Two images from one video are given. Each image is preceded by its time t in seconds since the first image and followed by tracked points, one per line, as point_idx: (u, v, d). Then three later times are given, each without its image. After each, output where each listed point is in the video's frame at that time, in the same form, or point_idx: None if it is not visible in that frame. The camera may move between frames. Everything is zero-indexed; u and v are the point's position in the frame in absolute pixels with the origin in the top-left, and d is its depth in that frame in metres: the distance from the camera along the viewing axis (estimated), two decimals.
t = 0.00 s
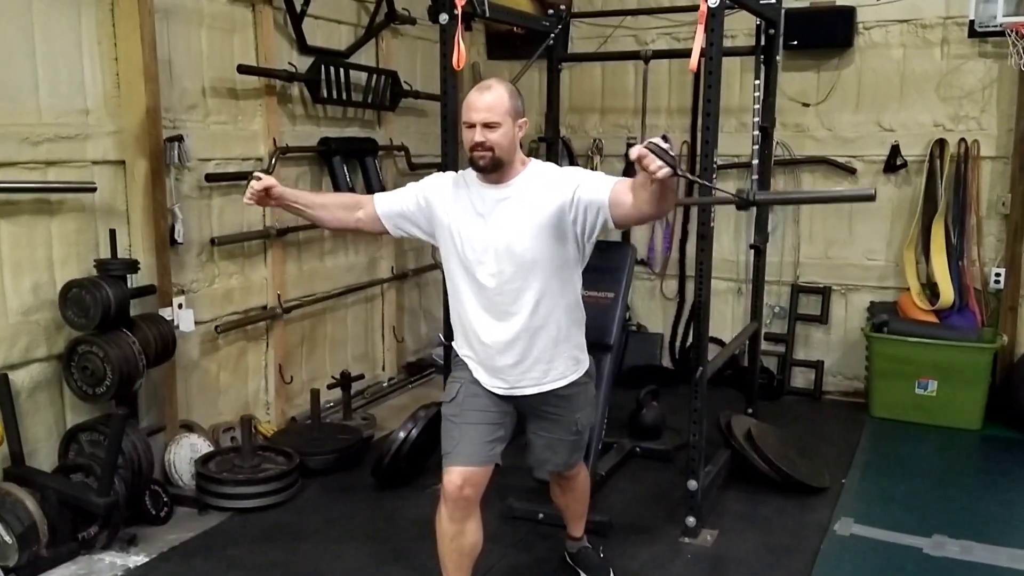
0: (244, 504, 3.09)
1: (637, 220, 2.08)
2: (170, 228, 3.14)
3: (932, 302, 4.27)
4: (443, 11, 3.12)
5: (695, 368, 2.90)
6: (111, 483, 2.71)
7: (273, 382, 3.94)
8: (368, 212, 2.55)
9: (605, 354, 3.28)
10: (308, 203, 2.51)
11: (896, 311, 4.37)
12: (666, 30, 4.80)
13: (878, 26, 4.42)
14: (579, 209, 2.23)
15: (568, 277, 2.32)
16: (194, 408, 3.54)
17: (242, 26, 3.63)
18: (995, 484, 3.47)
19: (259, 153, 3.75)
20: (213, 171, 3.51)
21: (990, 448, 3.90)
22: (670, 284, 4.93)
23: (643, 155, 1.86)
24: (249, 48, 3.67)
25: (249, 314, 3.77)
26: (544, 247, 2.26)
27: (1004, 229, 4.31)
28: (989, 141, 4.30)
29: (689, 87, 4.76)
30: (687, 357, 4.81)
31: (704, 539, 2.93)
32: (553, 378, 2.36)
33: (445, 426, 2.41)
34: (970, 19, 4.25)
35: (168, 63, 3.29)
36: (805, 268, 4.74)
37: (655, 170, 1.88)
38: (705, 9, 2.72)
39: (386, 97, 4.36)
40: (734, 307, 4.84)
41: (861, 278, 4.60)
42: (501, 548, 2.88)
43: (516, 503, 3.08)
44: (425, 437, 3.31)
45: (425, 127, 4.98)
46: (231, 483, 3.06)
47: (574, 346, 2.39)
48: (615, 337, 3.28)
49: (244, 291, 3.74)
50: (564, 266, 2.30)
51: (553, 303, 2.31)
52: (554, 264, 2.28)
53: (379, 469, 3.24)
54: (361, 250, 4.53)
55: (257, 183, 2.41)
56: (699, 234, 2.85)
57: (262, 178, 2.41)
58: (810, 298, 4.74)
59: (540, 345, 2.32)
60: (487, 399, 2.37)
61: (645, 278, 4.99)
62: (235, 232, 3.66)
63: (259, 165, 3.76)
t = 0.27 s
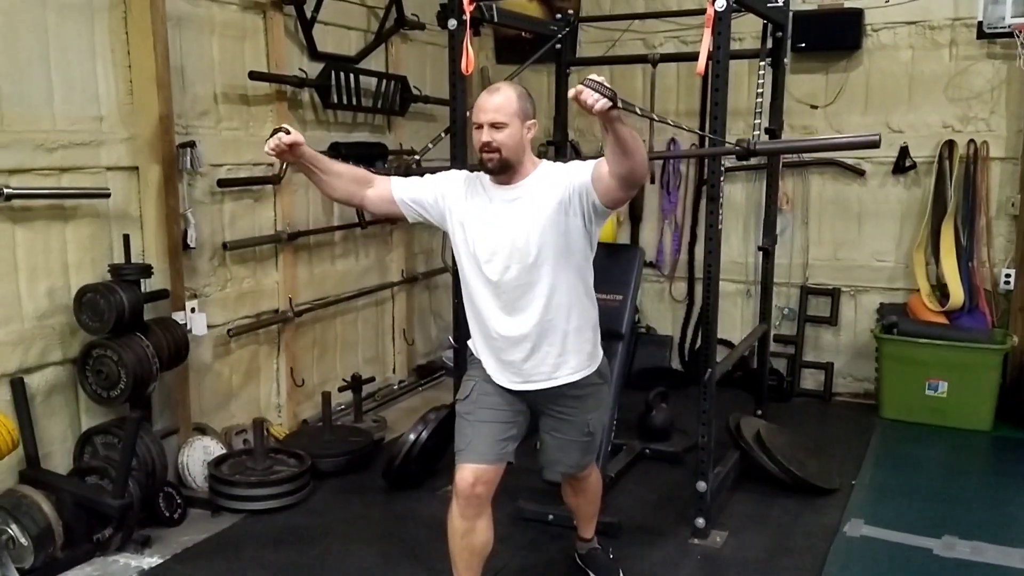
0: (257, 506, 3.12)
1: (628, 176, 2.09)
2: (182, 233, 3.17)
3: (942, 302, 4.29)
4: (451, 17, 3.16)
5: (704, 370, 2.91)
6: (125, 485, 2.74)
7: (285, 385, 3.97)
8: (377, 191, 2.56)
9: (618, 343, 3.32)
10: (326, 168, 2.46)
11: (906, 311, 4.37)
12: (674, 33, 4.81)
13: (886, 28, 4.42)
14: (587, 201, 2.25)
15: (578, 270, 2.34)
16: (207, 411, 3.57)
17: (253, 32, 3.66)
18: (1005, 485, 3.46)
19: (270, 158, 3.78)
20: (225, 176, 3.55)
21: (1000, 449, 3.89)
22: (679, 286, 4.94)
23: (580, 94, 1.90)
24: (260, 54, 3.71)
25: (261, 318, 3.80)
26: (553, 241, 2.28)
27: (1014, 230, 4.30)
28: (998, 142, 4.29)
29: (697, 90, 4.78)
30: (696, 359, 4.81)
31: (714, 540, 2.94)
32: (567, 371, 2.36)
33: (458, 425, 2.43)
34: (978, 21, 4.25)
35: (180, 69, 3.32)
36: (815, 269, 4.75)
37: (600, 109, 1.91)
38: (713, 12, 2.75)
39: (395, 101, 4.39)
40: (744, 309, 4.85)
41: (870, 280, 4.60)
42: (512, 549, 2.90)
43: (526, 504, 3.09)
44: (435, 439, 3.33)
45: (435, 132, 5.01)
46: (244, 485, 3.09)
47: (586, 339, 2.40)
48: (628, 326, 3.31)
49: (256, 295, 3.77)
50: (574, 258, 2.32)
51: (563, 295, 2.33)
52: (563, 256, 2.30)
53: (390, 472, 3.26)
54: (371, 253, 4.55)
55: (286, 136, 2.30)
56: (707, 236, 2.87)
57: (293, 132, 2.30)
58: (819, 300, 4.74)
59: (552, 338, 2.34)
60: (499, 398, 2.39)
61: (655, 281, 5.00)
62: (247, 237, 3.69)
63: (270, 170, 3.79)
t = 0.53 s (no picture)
0: (267, 508, 3.14)
1: (653, 200, 2.12)
2: (194, 236, 3.19)
3: (950, 304, 4.28)
4: (459, 22, 3.18)
5: (712, 373, 2.92)
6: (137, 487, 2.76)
7: (294, 387, 3.99)
8: (387, 200, 2.55)
9: (625, 354, 3.32)
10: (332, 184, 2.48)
11: (914, 313, 4.36)
12: (681, 37, 4.83)
13: (893, 30, 4.43)
14: (597, 208, 2.26)
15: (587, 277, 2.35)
16: (217, 414, 3.59)
17: (262, 38, 3.69)
18: (1015, 487, 3.46)
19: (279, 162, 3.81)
20: (235, 180, 3.57)
21: (1009, 451, 3.89)
22: (687, 289, 4.95)
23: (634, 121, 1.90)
24: (270, 59, 3.73)
25: (270, 321, 3.82)
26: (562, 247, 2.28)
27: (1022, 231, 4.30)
28: (1005, 144, 4.30)
29: (704, 93, 4.79)
30: (704, 361, 4.82)
31: (722, 542, 2.95)
32: (572, 376, 2.39)
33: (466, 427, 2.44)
34: (985, 23, 4.25)
35: (191, 74, 3.35)
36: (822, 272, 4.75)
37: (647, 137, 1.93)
38: (719, 15, 2.75)
39: (403, 105, 4.41)
40: (752, 311, 4.85)
41: (878, 282, 4.60)
42: (521, 550, 2.91)
43: (536, 506, 3.11)
44: (444, 441, 3.35)
45: (442, 135, 5.03)
46: (254, 487, 3.11)
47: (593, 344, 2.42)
48: (634, 337, 3.31)
49: (265, 298, 3.79)
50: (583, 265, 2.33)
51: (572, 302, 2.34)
52: (573, 264, 2.30)
53: (399, 473, 3.28)
54: (380, 256, 4.57)
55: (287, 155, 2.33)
56: (715, 236, 2.87)
57: (295, 151, 2.33)
58: (827, 302, 4.74)
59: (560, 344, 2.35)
60: (508, 400, 2.40)
61: (662, 284, 5.01)
62: (257, 241, 3.72)
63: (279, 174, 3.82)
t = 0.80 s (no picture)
0: (274, 510, 3.15)
1: (690, 221, 2.17)
2: (201, 238, 3.20)
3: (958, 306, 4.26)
4: (466, 24, 3.19)
5: (720, 375, 2.91)
6: (146, 488, 2.77)
7: (302, 389, 4.00)
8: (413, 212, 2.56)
9: (629, 366, 3.30)
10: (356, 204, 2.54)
11: (922, 315, 4.35)
12: (688, 39, 4.83)
13: (900, 32, 4.42)
14: (618, 215, 2.28)
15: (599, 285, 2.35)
16: (225, 416, 3.60)
17: (270, 40, 3.70)
18: None
19: (287, 165, 3.82)
20: (243, 183, 3.58)
21: (1018, 453, 3.88)
22: (693, 291, 4.95)
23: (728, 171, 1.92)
24: (277, 62, 3.75)
25: (278, 323, 3.83)
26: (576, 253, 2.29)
27: None
28: (1013, 146, 4.29)
29: (711, 95, 4.78)
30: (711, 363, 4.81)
31: (730, 544, 2.95)
32: (579, 381, 2.40)
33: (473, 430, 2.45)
34: (993, 24, 4.24)
35: (200, 77, 3.36)
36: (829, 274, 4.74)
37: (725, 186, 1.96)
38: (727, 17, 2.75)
39: (410, 108, 4.42)
40: (758, 313, 4.84)
41: (886, 284, 4.59)
42: (529, 553, 2.91)
43: (543, 508, 3.11)
44: (452, 443, 3.35)
45: (449, 137, 5.04)
46: (261, 489, 3.12)
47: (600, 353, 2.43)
48: (639, 349, 3.30)
49: (273, 300, 3.80)
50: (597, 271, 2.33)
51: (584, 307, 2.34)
52: (588, 269, 2.31)
53: (406, 475, 3.28)
54: (386, 259, 4.58)
55: (308, 182, 2.45)
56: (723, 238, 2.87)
57: (313, 175, 2.44)
58: (834, 304, 4.73)
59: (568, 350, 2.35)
60: (514, 404, 2.40)
61: (668, 286, 5.01)
62: (264, 243, 3.73)
63: (287, 176, 3.83)
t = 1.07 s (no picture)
0: (279, 511, 3.15)
1: (693, 231, 2.29)
2: (208, 240, 3.21)
3: (963, 309, 4.25)
4: (472, 27, 3.19)
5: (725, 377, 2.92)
6: (152, 489, 2.78)
7: (307, 391, 4.00)
8: (433, 226, 2.66)
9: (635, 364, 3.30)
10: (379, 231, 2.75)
11: (927, 317, 4.34)
12: (692, 41, 4.83)
13: (905, 34, 4.42)
14: (630, 215, 2.31)
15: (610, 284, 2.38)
16: (231, 417, 3.61)
17: (276, 43, 3.71)
18: None
19: (292, 167, 3.83)
20: (248, 185, 3.59)
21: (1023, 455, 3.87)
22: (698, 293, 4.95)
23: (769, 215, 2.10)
24: (283, 64, 3.76)
25: (283, 324, 3.84)
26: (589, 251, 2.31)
27: None
28: (1018, 147, 4.28)
29: (715, 97, 4.79)
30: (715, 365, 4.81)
31: (735, 546, 2.95)
32: (590, 381, 2.40)
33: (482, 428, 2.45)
34: (997, 26, 4.24)
35: (205, 80, 3.37)
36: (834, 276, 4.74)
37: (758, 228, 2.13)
38: (731, 19, 2.76)
39: (415, 110, 4.43)
40: (763, 315, 4.84)
41: (891, 286, 4.59)
42: (534, 554, 2.91)
43: (547, 509, 3.12)
44: (457, 444, 3.35)
45: (453, 139, 5.04)
46: (267, 489, 3.12)
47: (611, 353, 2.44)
48: (644, 347, 3.30)
49: (278, 301, 3.81)
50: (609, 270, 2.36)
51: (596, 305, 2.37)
52: (601, 267, 2.34)
53: (411, 476, 3.29)
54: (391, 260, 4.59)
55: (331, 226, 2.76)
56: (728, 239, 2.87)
57: (333, 217, 2.74)
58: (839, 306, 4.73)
59: (579, 348, 2.36)
60: (523, 402, 2.40)
61: (673, 288, 5.01)
62: (270, 244, 3.74)
63: (292, 178, 3.84)
